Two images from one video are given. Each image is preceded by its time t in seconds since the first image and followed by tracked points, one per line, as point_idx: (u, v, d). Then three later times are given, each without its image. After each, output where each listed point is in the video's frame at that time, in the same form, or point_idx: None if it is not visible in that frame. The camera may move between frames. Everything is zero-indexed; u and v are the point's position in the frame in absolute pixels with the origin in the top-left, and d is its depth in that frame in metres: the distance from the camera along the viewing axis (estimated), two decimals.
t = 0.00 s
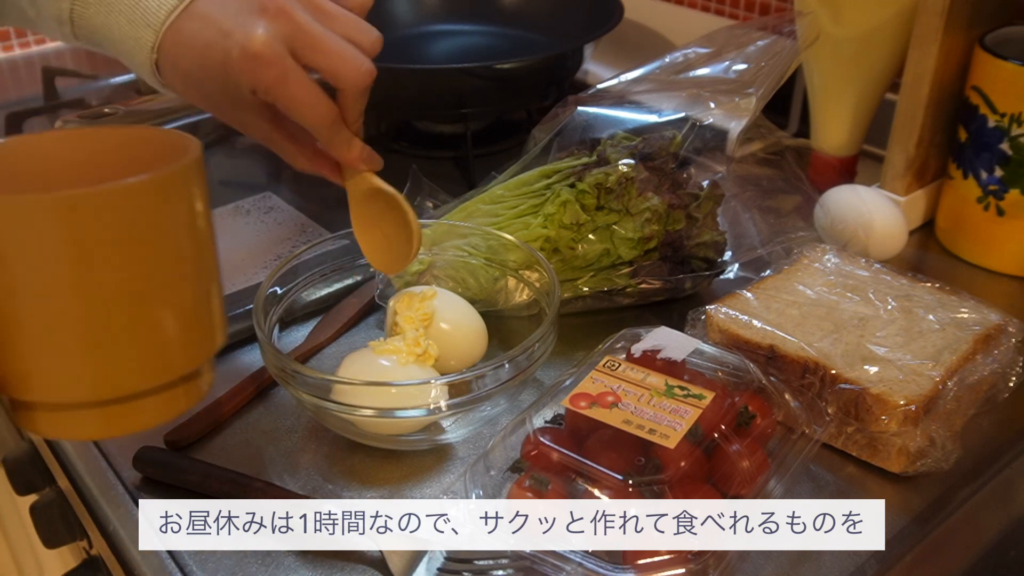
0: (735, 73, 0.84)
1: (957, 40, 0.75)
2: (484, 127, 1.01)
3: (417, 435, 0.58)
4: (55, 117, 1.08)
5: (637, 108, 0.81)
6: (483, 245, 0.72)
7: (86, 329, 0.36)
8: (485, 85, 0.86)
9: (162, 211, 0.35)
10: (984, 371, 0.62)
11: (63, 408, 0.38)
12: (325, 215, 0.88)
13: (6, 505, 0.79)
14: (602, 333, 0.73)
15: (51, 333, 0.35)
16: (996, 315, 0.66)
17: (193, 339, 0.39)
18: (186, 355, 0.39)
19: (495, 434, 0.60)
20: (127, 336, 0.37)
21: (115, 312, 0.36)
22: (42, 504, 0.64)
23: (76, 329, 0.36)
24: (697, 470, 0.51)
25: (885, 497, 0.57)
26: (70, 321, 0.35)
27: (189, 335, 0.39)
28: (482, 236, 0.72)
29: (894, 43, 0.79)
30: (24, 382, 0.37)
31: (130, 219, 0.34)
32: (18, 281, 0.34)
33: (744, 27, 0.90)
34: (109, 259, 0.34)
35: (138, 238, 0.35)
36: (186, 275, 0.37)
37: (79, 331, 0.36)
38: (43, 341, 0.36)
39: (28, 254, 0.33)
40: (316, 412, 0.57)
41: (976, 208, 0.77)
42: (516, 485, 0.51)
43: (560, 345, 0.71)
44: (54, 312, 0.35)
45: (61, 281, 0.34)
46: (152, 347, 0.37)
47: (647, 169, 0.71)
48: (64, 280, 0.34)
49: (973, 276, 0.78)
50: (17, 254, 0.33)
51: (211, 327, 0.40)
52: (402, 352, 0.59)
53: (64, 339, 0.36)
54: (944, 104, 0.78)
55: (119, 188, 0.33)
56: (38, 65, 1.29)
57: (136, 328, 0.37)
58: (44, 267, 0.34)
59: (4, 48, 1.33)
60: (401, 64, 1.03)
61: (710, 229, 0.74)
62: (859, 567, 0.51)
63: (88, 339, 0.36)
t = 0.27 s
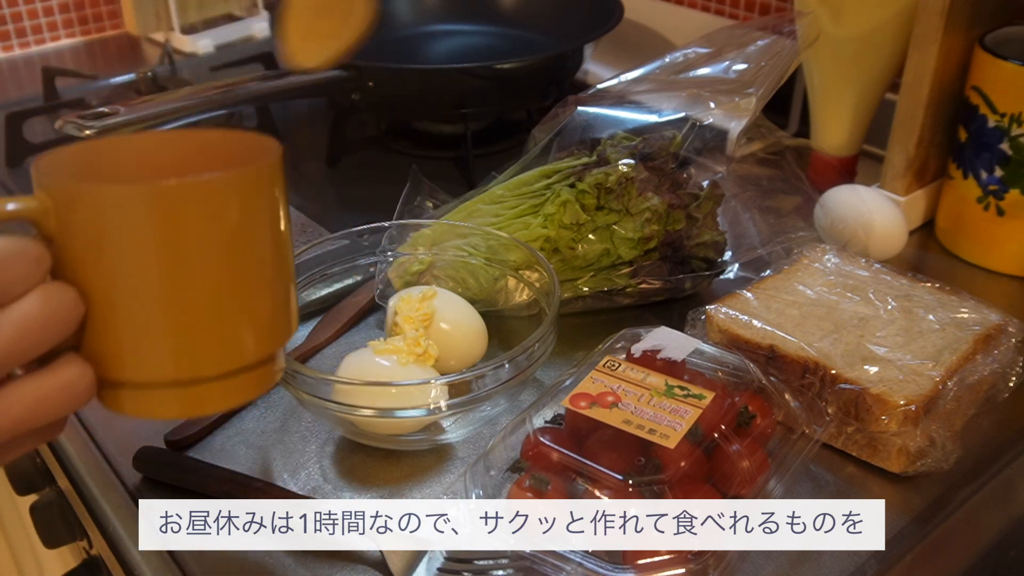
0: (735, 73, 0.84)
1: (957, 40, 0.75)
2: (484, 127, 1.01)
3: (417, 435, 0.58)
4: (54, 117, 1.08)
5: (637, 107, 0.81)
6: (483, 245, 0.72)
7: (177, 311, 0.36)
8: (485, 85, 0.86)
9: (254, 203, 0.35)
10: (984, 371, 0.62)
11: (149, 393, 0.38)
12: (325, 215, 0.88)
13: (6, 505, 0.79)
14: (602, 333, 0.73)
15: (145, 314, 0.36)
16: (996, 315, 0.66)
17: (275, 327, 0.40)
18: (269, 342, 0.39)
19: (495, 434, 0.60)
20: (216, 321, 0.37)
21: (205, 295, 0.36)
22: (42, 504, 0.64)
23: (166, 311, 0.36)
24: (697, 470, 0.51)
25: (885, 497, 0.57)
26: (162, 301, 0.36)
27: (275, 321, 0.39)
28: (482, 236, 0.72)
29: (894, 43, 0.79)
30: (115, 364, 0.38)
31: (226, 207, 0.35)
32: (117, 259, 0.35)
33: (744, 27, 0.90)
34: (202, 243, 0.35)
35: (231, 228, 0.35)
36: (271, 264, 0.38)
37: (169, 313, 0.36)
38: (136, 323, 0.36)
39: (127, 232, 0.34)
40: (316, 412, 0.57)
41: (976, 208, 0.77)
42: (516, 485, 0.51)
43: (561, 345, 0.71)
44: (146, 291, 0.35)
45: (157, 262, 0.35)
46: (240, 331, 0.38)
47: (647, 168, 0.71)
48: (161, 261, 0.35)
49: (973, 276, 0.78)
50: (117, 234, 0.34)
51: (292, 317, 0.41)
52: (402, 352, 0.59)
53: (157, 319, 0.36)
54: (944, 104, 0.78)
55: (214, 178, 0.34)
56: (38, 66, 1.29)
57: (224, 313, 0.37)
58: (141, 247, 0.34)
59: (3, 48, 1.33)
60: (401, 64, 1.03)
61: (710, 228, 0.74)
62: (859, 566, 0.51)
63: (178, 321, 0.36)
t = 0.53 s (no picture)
0: (735, 73, 0.84)
1: (957, 40, 0.75)
2: (484, 127, 1.01)
3: (417, 435, 0.58)
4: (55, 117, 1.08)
5: (637, 107, 0.81)
6: (483, 245, 0.72)
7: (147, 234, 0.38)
8: (485, 85, 0.86)
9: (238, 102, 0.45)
10: (984, 371, 0.62)
11: (149, 292, 0.49)
12: (325, 215, 0.88)
13: (6, 505, 0.79)
14: (602, 333, 0.73)
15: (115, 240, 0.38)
16: (996, 315, 0.66)
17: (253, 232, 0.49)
18: (252, 242, 0.49)
19: (495, 434, 0.60)
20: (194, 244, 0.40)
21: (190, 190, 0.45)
22: (42, 504, 0.64)
23: (159, 211, 0.45)
24: (697, 470, 0.51)
25: (885, 497, 0.57)
26: (155, 201, 0.45)
27: (255, 224, 0.49)
28: (482, 236, 0.72)
29: (894, 43, 0.79)
30: (121, 266, 0.47)
31: (217, 121, 0.44)
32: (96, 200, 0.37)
33: (744, 27, 0.90)
34: (192, 151, 0.44)
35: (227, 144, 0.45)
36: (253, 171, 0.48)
37: (164, 210, 0.45)
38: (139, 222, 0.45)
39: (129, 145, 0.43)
40: (316, 411, 0.57)
41: (976, 208, 0.77)
42: (516, 485, 0.51)
43: (561, 345, 0.71)
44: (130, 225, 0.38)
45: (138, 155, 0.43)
46: (225, 227, 0.47)
47: (647, 168, 0.71)
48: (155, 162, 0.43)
49: (973, 276, 0.78)
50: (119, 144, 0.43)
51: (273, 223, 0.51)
52: (402, 352, 0.59)
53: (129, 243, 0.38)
54: (944, 104, 0.78)
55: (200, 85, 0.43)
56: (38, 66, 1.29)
57: (203, 206, 0.46)
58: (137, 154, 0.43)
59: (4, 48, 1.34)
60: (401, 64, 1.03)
61: (710, 228, 0.74)
62: (859, 566, 0.51)
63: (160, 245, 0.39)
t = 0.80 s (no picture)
0: (735, 73, 0.84)
1: (957, 40, 0.75)
2: (484, 127, 1.01)
3: (417, 435, 0.58)
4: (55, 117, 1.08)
5: (637, 107, 0.81)
6: (483, 245, 0.72)
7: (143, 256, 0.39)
8: (485, 85, 0.86)
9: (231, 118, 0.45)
10: (984, 371, 0.62)
11: (135, 294, 0.49)
12: (325, 215, 0.88)
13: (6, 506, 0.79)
14: (602, 333, 0.73)
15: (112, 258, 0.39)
16: (996, 315, 0.66)
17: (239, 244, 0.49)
18: (235, 255, 0.49)
19: (495, 434, 0.60)
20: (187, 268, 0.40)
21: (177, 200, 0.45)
22: (42, 504, 0.64)
23: (145, 220, 0.45)
24: (697, 470, 0.51)
25: (885, 497, 0.57)
26: (142, 209, 0.45)
27: (239, 237, 0.49)
28: (482, 236, 0.72)
29: (894, 43, 0.79)
30: (107, 268, 0.48)
31: (205, 137, 0.44)
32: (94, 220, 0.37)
33: (744, 27, 0.90)
34: (179, 163, 0.44)
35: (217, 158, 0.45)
36: (242, 183, 0.48)
37: (151, 220, 0.45)
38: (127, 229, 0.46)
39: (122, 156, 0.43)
40: (316, 412, 0.57)
41: (976, 208, 0.77)
42: (516, 485, 0.51)
43: (561, 345, 0.71)
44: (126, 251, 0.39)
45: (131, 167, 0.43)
46: (211, 238, 0.48)
47: (647, 168, 0.71)
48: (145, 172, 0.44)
49: (973, 277, 0.78)
50: (110, 151, 0.43)
51: (257, 234, 0.51)
52: (402, 352, 0.59)
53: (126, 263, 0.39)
54: (944, 104, 0.78)
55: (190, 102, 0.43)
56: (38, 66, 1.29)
57: (191, 217, 0.46)
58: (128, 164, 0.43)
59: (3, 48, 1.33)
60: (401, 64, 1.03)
61: (710, 228, 0.74)
62: (859, 566, 0.51)
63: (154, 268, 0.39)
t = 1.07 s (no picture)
0: (735, 73, 0.84)
1: (957, 40, 0.75)
2: (484, 127, 1.01)
3: (417, 435, 0.58)
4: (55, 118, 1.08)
5: (637, 107, 0.81)
6: (483, 245, 0.72)
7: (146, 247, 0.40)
8: (485, 85, 0.86)
9: (234, 103, 0.46)
10: (984, 371, 0.62)
11: (141, 274, 0.50)
12: (325, 215, 0.88)
13: (5, 506, 0.79)
14: (602, 333, 0.73)
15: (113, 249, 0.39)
16: (996, 315, 0.66)
17: (242, 229, 0.50)
18: (239, 238, 0.50)
19: (495, 434, 0.60)
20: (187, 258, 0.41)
21: (183, 184, 0.46)
22: (42, 504, 0.64)
23: (153, 202, 0.47)
24: (697, 470, 0.51)
25: (885, 497, 0.57)
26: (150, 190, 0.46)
27: (242, 221, 0.50)
28: (482, 236, 0.72)
29: (894, 43, 0.79)
30: (115, 248, 0.49)
31: (211, 118, 0.45)
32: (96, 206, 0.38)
33: (744, 27, 0.90)
34: (185, 145, 0.45)
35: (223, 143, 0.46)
36: (248, 166, 0.49)
37: (158, 200, 0.46)
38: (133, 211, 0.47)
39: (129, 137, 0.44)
40: (316, 412, 0.57)
41: (976, 208, 0.77)
42: (516, 485, 0.51)
43: (561, 345, 0.71)
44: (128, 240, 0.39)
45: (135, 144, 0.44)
46: (216, 220, 0.49)
47: (647, 168, 0.71)
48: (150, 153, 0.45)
49: (973, 276, 0.78)
50: (117, 133, 0.44)
51: (262, 218, 0.52)
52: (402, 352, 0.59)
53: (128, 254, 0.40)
54: (944, 104, 0.78)
55: (194, 85, 0.44)
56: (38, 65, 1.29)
57: (196, 203, 0.47)
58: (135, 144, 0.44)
59: (4, 48, 1.33)
60: (401, 64, 1.03)
61: (710, 229, 0.73)
62: (859, 566, 0.51)
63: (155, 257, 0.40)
